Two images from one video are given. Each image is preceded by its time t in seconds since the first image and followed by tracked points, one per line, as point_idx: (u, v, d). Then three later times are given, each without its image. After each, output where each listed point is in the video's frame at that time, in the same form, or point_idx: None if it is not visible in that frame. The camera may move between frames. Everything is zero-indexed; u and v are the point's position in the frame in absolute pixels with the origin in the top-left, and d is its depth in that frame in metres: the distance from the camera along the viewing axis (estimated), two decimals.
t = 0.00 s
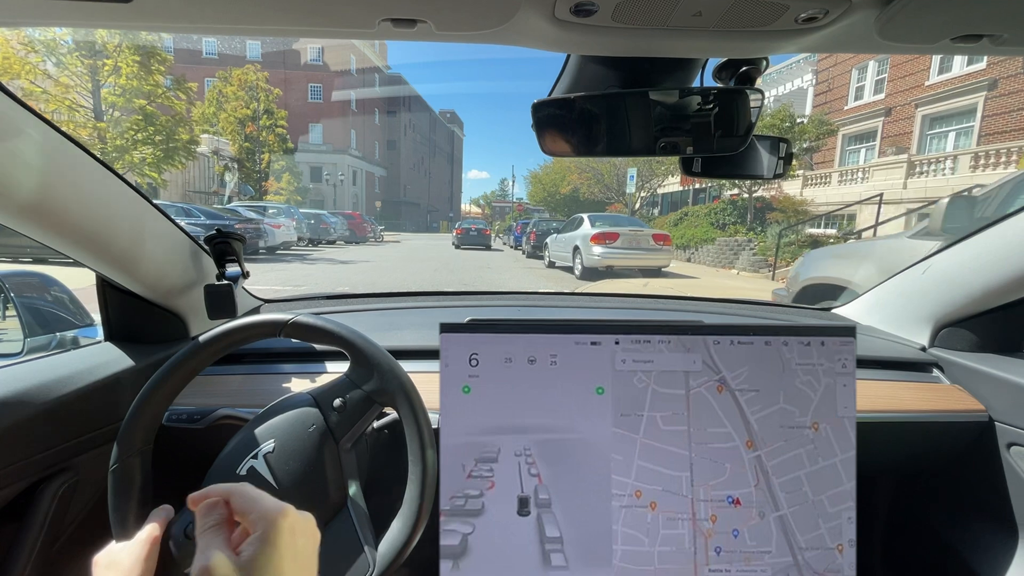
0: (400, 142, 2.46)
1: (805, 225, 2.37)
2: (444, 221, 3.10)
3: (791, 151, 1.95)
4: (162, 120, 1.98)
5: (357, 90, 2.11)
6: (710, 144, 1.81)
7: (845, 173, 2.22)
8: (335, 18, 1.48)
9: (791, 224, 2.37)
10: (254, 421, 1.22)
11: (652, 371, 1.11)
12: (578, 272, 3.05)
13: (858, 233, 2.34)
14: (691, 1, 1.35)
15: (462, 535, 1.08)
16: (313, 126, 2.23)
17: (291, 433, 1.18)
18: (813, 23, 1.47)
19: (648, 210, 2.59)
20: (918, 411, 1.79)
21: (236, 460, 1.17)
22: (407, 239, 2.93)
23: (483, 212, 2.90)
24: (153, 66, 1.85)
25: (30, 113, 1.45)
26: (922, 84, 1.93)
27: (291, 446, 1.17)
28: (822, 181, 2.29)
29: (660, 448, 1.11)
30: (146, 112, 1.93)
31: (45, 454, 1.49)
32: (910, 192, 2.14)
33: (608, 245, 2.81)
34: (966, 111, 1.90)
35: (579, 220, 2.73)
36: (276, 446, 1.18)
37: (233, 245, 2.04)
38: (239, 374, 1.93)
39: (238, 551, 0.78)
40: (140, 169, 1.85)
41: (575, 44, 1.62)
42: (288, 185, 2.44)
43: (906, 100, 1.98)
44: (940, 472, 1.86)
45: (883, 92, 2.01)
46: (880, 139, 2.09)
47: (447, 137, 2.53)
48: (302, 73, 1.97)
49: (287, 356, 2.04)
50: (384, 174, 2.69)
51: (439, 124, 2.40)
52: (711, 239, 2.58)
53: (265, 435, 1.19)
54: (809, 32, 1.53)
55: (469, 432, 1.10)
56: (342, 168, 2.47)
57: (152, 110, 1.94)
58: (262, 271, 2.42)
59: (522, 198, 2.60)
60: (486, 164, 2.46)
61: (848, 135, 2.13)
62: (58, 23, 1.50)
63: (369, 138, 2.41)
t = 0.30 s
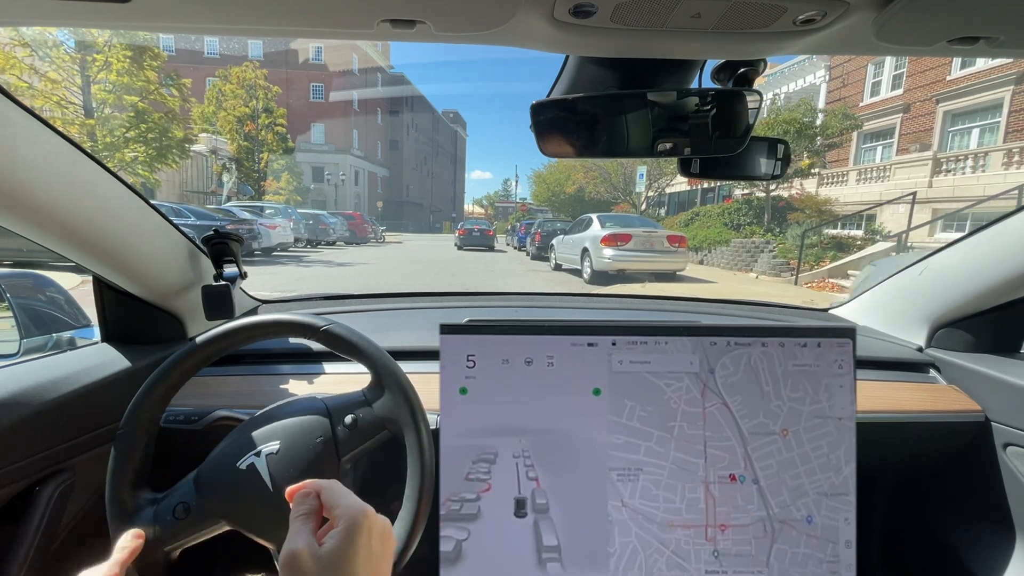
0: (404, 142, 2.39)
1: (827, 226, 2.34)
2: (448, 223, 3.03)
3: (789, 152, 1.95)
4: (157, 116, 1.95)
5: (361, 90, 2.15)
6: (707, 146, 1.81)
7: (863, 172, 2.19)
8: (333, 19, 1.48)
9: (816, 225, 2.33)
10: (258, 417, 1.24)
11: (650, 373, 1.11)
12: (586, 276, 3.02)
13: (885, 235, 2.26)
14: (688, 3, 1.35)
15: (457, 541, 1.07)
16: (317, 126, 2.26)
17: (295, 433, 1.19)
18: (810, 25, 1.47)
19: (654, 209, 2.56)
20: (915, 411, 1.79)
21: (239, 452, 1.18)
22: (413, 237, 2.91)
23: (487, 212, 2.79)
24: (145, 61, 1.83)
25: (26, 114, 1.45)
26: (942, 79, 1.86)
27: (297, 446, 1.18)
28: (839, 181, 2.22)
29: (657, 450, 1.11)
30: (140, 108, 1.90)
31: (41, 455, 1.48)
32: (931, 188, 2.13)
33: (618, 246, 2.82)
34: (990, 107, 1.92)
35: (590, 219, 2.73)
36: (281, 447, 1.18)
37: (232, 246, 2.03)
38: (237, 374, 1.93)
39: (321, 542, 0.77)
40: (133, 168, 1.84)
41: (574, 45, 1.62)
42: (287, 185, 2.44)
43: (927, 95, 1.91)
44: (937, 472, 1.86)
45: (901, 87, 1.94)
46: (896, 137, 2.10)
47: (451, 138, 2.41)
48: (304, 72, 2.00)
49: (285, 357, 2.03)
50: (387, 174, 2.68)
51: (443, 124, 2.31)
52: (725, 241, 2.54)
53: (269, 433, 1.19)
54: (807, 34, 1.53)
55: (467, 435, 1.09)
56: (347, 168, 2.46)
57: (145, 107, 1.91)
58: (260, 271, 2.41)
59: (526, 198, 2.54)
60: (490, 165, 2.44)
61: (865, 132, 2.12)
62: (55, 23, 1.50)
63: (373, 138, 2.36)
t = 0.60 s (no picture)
0: (405, 142, 2.38)
1: (849, 227, 2.22)
2: (450, 222, 3.09)
3: (788, 153, 1.94)
4: (150, 113, 1.93)
5: (363, 90, 2.15)
6: (708, 146, 1.81)
7: (879, 170, 2.14)
8: (333, 19, 1.48)
9: (834, 227, 2.22)
10: (261, 413, 1.26)
11: (650, 373, 1.12)
12: (593, 279, 2.98)
13: (909, 236, 2.14)
14: (688, 4, 1.35)
15: (454, 544, 1.06)
16: (318, 127, 2.26)
17: (302, 434, 1.21)
18: (810, 26, 1.47)
19: (660, 208, 2.55)
20: (914, 412, 1.79)
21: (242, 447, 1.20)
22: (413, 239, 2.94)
23: (489, 212, 2.85)
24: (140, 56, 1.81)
25: (25, 111, 1.44)
26: (961, 73, 1.84)
27: (304, 446, 1.20)
28: (853, 180, 2.17)
29: (656, 450, 1.11)
30: (133, 106, 1.87)
31: (41, 454, 1.48)
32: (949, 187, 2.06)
33: (628, 248, 2.82)
34: (1011, 102, 1.88)
35: (597, 219, 2.74)
36: (288, 448, 1.19)
37: (232, 245, 2.04)
38: (237, 374, 1.93)
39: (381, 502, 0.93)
40: (127, 167, 1.79)
41: (574, 45, 1.62)
42: (287, 184, 2.43)
43: (944, 91, 1.89)
44: (936, 473, 1.86)
45: (916, 83, 1.93)
46: (912, 134, 2.04)
47: (454, 136, 2.47)
48: (307, 71, 2.03)
49: (285, 357, 2.04)
50: (389, 174, 2.59)
51: (445, 123, 2.36)
52: (737, 242, 2.54)
53: (275, 431, 1.21)
54: (807, 35, 1.53)
55: (466, 435, 1.09)
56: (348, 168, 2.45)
57: (139, 104, 1.88)
58: (261, 271, 2.42)
59: (529, 198, 2.57)
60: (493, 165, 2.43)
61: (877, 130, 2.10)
62: (55, 24, 1.50)
63: (377, 141, 2.31)
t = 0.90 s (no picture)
0: (406, 142, 2.43)
1: (864, 227, 2.20)
2: (450, 221, 3.09)
3: (790, 154, 1.94)
4: (146, 111, 1.94)
5: (365, 91, 2.16)
6: (709, 147, 1.82)
7: (890, 169, 2.12)
8: (336, 22, 1.49)
9: (854, 227, 2.20)
10: (265, 412, 1.27)
11: (653, 372, 1.12)
12: (601, 282, 2.92)
13: (930, 236, 2.11)
14: (689, 6, 1.36)
15: (457, 544, 1.07)
16: (318, 127, 2.25)
17: (306, 434, 1.22)
18: (810, 26, 1.48)
19: (664, 207, 2.55)
20: (917, 412, 1.79)
21: (246, 445, 1.20)
22: (413, 237, 2.89)
23: (490, 211, 2.86)
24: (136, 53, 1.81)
25: (27, 112, 1.45)
26: (976, 69, 1.83)
27: (308, 447, 1.21)
28: (865, 177, 2.14)
29: (659, 449, 1.11)
30: (125, 103, 1.88)
31: (45, 455, 1.49)
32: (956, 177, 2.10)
33: (635, 249, 2.72)
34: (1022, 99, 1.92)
35: (602, 219, 2.68)
36: (292, 449, 1.20)
37: (235, 246, 2.05)
38: (239, 374, 1.94)
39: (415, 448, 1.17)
40: (122, 165, 1.78)
41: (575, 46, 1.62)
42: (286, 183, 2.43)
43: (957, 87, 1.89)
44: (937, 472, 1.86)
45: (928, 79, 1.91)
46: (923, 131, 2.04)
47: (455, 136, 2.43)
48: (308, 70, 2.03)
49: (288, 357, 2.05)
50: (391, 174, 2.72)
51: (445, 122, 2.34)
52: (747, 242, 2.51)
53: (279, 431, 1.22)
54: (807, 36, 1.54)
55: (468, 435, 1.09)
56: (350, 167, 2.53)
57: (132, 101, 1.89)
58: (263, 272, 2.42)
59: (531, 198, 2.60)
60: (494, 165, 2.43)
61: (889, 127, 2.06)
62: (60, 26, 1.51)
63: (377, 138, 2.41)
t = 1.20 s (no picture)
0: (408, 141, 2.42)
1: (877, 227, 2.24)
2: (453, 221, 3.12)
3: (790, 154, 1.94)
4: (143, 110, 1.93)
5: (367, 91, 2.17)
6: (710, 147, 1.81)
7: (901, 166, 2.13)
8: (339, 22, 1.50)
9: (866, 226, 2.25)
10: (265, 412, 1.27)
11: (653, 373, 1.12)
12: (605, 283, 2.92)
13: (948, 235, 2.08)
14: (690, 8, 1.36)
15: (455, 547, 1.06)
16: (319, 126, 2.24)
17: (306, 434, 1.22)
18: (812, 28, 1.48)
19: (667, 207, 2.54)
20: (917, 414, 1.79)
21: (247, 445, 1.21)
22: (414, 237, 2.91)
23: (491, 210, 2.86)
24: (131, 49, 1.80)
25: (28, 111, 1.45)
26: (986, 66, 1.83)
27: (308, 446, 1.21)
28: (876, 176, 2.16)
29: (659, 450, 1.12)
30: (121, 100, 1.86)
31: (47, 454, 1.49)
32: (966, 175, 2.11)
33: (642, 249, 2.74)
34: None
35: (608, 219, 2.74)
36: (293, 449, 1.21)
37: (236, 245, 2.05)
38: (240, 374, 1.94)
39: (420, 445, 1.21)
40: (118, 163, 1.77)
41: (576, 47, 1.62)
42: (285, 183, 2.40)
43: (970, 84, 1.89)
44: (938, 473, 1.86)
45: (939, 75, 1.88)
46: (934, 129, 2.06)
47: (456, 136, 2.40)
48: (308, 69, 2.03)
49: (289, 356, 2.06)
50: (392, 174, 2.72)
51: (447, 122, 2.34)
52: (755, 242, 2.47)
53: (280, 430, 1.22)
54: (808, 37, 1.54)
55: (468, 435, 1.10)
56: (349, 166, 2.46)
57: (128, 99, 1.88)
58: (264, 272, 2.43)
59: (533, 197, 2.57)
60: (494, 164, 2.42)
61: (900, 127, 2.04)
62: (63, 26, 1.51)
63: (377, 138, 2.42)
